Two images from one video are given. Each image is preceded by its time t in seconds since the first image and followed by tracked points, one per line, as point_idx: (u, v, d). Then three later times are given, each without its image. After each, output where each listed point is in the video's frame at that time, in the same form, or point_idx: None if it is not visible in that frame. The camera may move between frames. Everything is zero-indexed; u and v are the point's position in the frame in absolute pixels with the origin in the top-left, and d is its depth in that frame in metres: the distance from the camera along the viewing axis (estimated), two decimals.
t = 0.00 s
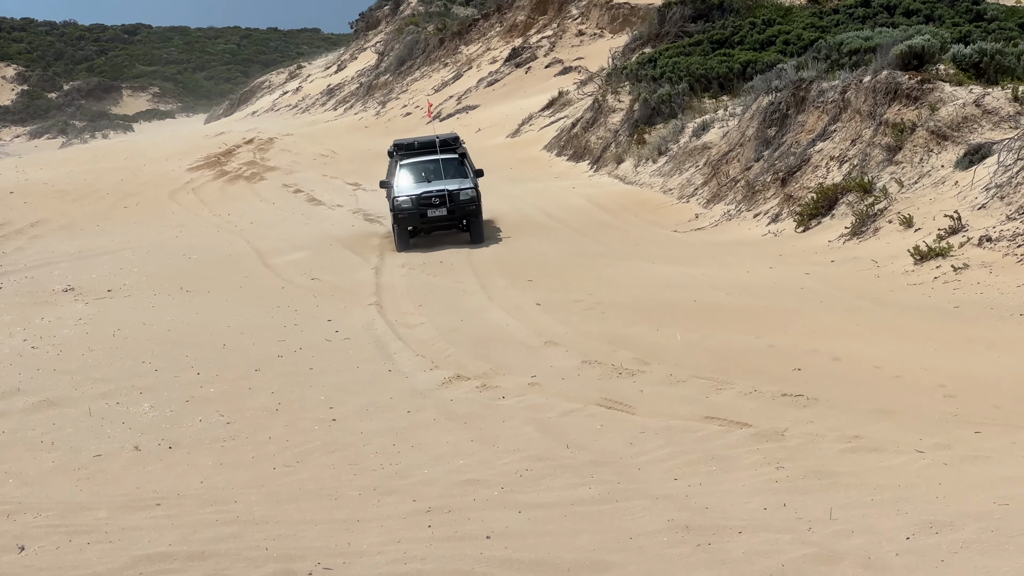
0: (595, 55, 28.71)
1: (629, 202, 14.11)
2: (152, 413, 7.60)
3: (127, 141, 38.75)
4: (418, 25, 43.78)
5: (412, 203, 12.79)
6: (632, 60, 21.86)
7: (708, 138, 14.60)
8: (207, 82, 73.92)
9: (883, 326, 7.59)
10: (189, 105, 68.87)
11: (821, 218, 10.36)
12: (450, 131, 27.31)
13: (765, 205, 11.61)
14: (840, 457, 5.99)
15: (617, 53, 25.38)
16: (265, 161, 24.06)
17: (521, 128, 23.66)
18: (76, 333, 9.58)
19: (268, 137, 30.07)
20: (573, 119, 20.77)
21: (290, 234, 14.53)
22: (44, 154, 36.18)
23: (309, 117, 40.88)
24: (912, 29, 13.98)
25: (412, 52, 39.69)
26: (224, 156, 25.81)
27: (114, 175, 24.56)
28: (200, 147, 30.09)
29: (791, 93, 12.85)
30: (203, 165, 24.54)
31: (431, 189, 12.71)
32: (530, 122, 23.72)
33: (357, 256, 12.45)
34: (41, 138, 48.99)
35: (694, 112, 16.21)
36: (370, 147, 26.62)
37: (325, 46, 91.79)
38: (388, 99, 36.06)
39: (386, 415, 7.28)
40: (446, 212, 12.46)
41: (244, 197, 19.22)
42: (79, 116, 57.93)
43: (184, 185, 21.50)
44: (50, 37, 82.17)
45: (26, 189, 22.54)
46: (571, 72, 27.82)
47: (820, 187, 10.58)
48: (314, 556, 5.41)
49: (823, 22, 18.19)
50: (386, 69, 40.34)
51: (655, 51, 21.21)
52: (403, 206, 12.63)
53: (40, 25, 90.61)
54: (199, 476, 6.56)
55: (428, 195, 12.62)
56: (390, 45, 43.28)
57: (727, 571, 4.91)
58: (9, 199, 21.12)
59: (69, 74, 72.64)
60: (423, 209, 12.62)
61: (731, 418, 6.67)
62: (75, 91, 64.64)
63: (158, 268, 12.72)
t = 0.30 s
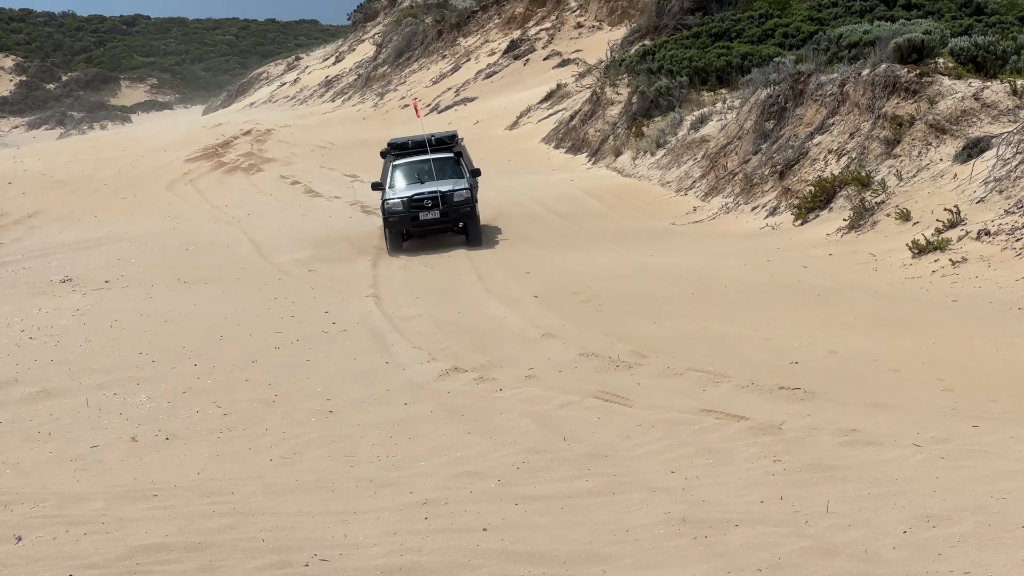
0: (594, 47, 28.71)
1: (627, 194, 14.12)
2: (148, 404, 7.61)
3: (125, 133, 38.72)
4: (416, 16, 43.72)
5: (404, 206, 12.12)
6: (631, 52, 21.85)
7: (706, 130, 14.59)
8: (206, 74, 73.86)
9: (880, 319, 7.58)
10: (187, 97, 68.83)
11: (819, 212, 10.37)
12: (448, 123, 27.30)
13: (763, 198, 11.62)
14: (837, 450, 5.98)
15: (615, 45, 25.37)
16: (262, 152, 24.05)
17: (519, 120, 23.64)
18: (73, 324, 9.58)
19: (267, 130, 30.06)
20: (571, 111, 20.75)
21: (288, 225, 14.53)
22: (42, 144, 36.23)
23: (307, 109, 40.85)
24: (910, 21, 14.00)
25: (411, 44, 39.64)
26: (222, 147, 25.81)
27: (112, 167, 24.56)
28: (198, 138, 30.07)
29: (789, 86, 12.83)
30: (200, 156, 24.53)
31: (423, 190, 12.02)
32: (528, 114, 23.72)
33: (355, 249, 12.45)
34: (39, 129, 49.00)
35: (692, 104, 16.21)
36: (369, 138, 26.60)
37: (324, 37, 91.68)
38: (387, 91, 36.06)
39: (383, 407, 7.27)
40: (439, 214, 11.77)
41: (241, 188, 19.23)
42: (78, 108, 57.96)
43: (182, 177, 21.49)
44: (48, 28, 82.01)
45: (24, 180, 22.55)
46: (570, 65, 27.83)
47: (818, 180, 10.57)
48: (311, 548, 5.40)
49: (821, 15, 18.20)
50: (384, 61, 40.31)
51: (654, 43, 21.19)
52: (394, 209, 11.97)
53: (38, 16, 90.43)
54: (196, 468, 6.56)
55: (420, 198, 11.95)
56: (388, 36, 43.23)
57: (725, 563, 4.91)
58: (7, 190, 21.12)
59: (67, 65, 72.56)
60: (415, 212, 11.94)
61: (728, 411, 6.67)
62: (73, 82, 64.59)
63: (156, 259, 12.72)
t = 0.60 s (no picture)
0: (590, 39, 28.68)
1: (624, 187, 14.12)
2: (144, 394, 7.61)
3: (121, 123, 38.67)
4: (413, 6, 43.62)
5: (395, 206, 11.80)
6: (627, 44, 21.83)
7: (702, 122, 14.58)
8: (203, 65, 73.72)
9: (876, 311, 7.59)
10: (184, 87, 68.70)
11: (816, 204, 10.37)
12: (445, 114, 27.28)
13: (760, 190, 11.62)
14: (833, 442, 5.99)
15: (611, 36, 25.34)
16: (259, 143, 24.03)
17: (515, 111, 23.61)
18: (69, 314, 9.59)
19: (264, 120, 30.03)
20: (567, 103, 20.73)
21: (284, 216, 14.53)
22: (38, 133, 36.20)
23: (303, 99, 40.80)
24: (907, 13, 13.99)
25: (407, 35, 39.56)
26: (218, 138, 25.79)
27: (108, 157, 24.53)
28: (195, 128, 30.05)
29: (786, 78, 12.82)
30: (197, 146, 24.51)
31: (416, 189, 11.74)
32: (525, 105, 23.70)
33: (352, 241, 12.46)
34: (35, 119, 48.94)
35: (689, 96, 16.22)
36: (365, 129, 26.59)
37: (321, 28, 91.53)
38: (383, 82, 36.02)
39: (378, 398, 7.28)
40: (433, 214, 11.48)
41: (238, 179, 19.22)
42: (75, 98, 57.93)
43: (179, 167, 21.48)
44: (45, 18, 81.82)
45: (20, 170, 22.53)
46: (567, 57, 27.80)
47: (815, 172, 10.57)
48: (306, 538, 5.39)
49: (818, 7, 18.20)
50: (381, 51, 40.24)
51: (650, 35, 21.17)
52: (385, 210, 11.66)
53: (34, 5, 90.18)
54: (192, 458, 6.56)
55: (412, 197, 11.64)
56: (385, 27, 43.15)
57: (721, 555, 4.90)
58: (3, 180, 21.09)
59: (64, 55, 72.39)
60: (407, 213, 11.64)
61: (724, 403, 6.67)
62: (69, 72, 64.42)
63: (152, 250, 12.71)
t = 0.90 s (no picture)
0: (583, 27, 28.65)
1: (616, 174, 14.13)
2: (136, 379, 7.62)
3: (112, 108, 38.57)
4: None
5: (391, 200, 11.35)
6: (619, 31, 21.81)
7: (695, 110, 14.59)
8: (195, 51, 73.50)
9: (867, 299, 7.60)
10: (176, 73, 68.49)
11: (808, 191, 10.38)
12: (437, 101, 27.26)
13: (752, 177, 11.63)
14: (824, 429, 5.99)
15: (604, 23, 25.31)
16: (251, 129, 23.98)
17: (507, 98, 23.58)
18: (60, 299, 9.58)
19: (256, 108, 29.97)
20: (560, 90, 20.70)
21: (276, 202, 14.52)
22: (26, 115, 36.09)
23: (296, 85, 40.71)
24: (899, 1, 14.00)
25: (400, 22, 39.43)
26: (210, 123, 25.73)
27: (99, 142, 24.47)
28: (187, 114, 29.97)
29: (778, 66, 12.82)
30: (188, 132, 24.46)
31: (412, 182, 11.34)
32: (517, 92, 23.67)
33: (345, 228, 12.46)
34: (26, 104, 48.80)
35: (682, 84, 16.23)
36: (357, 116, 26.55)
37: (314, 15, 91.39)
38: (375, 68, 35.97)
39: (371, 384, 7.28)
40: (433, 207, 11.10)
41: (228, 165, 19.20)
42: (67, 84, 57.73)
43: (170, 153, 21.44)
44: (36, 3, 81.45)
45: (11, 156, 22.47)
46: (559, 45, 27.76)
47: (807, 160, 10.57)
48: (299, 524, 5.38)
49: None
50: (373, 38, 40.11)
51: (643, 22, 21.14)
52: (382, 204, 11.20)
53: None
54: (184, 443, 6.57)
55: (410, 190, 11.21)
56: (377, 14, 43.02)
57: (713, 542, 4.90)
58: None
59: (55, 41, 71.94)
60: (405, 207, 11.21)
61: (716, 390, 6.67)
62: (61, 57, 64.03)
63: (144, 236, 12.69)
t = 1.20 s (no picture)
0: (572, 11, 28.62)
1: (603, 157, 14.13)
2: (122, 362, 7.61)
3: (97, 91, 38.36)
4: None
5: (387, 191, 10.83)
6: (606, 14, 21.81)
7: (681, 93, 14.63)
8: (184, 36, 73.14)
9: (853, 283, 7.62)
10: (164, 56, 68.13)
11: (794, 174, 10.44)
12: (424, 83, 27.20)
13: (739, 161, 11.68)
14: (810, 412, 6.00)
15: (591, 6, 25.28)
16: (239, 112, 23.87)
17: (495, 81, 23.55)
18: (46, 283, 9.56)
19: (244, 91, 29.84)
20: (547, 73, 20.69)
21: (262, 185, 14.48)
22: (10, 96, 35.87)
23: (283, 68, 40.55)
24: None
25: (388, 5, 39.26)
26: (197, 106, 25.60)
27: (84, 125, 24.35)
28: (173, 96, 29.81)
29: (765, 49, 12.84)
30: (175, 115, 24.34)
31: (410, 172, 10.86)
32: (504, 74, 23.64)
33: (331, 212, 12.47)
34: (12, 86, 48.52)
35: (669, 67, 16.25)
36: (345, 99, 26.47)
37: None
38: (363, 51, 35.86)
39: (358, 367, 7.28)
40: (432, 198, 10.64)
41: (215, 148, 19.14)
42: (53, 66, 57.21)
43: (157, 136, 21.33)
44: None
45: None
46: (546, 29, 27.75)
47: (794, 143, 10.60)
48: (285, 507, 5.37)
49: None
50: (360, 21, 39.93)
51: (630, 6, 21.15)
52: (378, 195, 10.68)
53: None
54: (171, 426, 6.56)
55: (408, 181, 10.73)
56: None
57: (699, 525, 4.91)
58: None
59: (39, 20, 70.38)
60: (403, 197, 10.72)
61: (703, 373, 6.68)
62: (46, 39, 63.06)
63: (130, 219, 12.65)
